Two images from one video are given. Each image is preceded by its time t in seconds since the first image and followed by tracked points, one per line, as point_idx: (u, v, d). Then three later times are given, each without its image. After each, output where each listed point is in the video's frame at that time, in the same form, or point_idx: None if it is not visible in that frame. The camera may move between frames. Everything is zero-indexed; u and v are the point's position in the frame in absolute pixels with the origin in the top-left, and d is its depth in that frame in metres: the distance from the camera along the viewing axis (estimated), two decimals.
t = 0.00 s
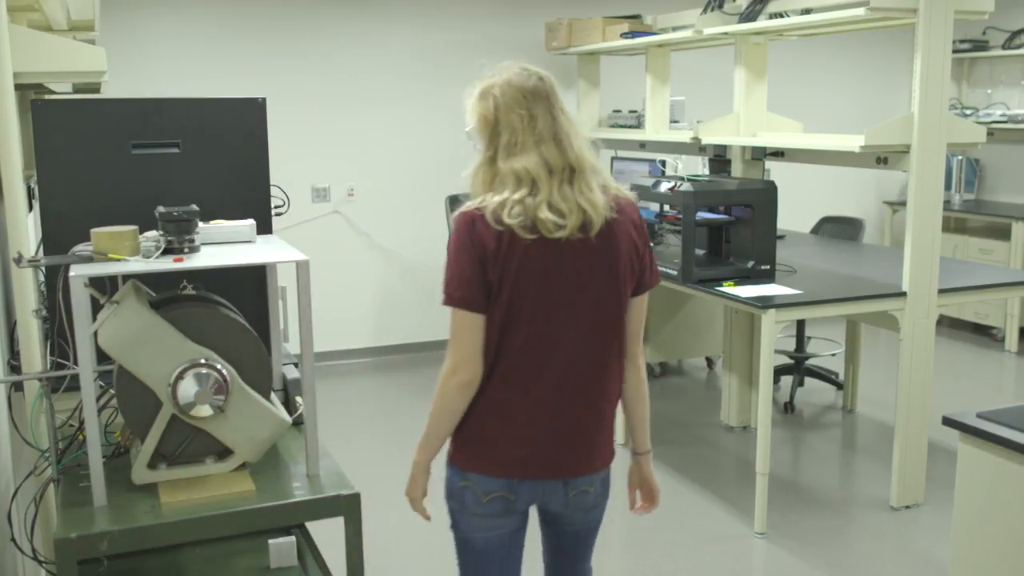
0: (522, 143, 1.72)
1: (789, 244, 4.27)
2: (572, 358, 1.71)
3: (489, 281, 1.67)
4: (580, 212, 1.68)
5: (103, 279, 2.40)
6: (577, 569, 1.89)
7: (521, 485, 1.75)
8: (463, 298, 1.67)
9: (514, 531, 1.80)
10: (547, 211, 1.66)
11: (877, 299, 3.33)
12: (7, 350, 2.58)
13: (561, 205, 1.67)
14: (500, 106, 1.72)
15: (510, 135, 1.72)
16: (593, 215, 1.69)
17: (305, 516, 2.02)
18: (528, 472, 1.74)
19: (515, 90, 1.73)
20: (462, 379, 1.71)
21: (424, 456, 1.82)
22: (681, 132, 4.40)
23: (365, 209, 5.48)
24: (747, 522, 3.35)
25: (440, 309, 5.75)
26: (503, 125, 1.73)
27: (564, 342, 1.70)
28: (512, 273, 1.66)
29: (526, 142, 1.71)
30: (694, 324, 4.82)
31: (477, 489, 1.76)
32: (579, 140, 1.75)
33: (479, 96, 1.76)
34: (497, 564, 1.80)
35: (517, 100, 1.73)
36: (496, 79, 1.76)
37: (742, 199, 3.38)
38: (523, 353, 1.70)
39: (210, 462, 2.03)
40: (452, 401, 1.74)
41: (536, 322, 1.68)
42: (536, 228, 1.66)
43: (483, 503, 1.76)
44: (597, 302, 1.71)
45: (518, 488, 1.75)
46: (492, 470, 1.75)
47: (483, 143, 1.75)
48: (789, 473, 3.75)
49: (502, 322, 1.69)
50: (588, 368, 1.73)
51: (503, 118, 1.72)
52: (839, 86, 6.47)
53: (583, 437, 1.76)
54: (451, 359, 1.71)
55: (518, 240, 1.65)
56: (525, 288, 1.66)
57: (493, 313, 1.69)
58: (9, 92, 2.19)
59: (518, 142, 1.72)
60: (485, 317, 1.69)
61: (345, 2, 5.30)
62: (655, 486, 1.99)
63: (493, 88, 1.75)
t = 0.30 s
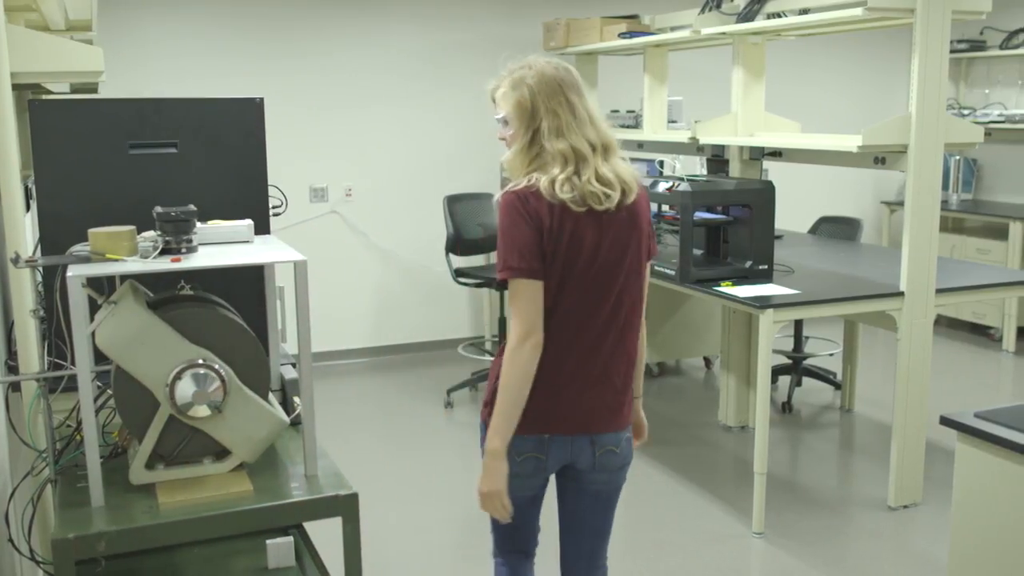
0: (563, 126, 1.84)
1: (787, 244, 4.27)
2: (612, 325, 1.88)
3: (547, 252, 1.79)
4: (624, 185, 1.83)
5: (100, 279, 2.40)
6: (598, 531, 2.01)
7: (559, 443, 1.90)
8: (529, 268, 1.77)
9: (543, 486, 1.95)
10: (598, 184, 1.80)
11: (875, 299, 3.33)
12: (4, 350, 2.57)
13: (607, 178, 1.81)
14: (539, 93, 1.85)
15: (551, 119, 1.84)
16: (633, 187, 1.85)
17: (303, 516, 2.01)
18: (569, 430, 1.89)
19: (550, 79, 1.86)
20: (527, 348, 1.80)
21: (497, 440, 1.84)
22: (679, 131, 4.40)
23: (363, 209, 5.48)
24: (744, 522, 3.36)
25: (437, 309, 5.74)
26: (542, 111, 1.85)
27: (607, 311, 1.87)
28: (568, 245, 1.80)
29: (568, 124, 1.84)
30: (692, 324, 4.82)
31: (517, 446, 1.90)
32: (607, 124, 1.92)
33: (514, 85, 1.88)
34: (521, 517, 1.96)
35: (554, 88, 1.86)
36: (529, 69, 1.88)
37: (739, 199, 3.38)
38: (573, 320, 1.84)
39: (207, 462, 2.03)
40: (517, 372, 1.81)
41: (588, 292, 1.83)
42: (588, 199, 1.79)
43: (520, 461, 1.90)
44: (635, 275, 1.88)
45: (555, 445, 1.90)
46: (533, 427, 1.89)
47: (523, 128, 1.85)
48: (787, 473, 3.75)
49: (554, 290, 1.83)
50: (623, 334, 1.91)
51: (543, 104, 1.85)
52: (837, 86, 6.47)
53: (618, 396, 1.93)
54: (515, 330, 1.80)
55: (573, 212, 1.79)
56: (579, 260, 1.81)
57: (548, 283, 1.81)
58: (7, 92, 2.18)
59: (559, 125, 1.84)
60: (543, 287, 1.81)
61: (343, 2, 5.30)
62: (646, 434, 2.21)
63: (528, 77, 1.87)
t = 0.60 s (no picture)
0: (552, 136, 1.90)
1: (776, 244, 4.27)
2: (596, 318, 1.95)
3: (538, 249, 1.85)
4: (606, 194, 1.91)
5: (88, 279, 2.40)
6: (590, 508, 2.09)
7: (541, 429, 1.97)
8: (526, 264, 1.82)
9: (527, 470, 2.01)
10: (585, 193, 1.87)
11: (863, 299, 3.34)
12: None
13: (592, 187, 1.88)
14: (530, 103, 1.90)
15: (541, 129, 1.90)
16: (614, 196, 1.93)
17: (291, 517, 2.01)
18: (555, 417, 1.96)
19: (540, 91, 1.92)
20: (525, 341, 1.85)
21: (510, 427, 1.88)
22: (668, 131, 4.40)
23: (353, 209, 5.47)
24: (734, 522, 3.36)
25: (427, 310, 5.73)
26: (532, 121, 1.91)
27: (593, 303, 1.94)
28: (557, 244, 1.86)
29: (555, 134, 1.90)
30: (681, 323, 4.82)
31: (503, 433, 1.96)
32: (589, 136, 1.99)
33: (504, 93, 1.92)
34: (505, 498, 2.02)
35: (543, 100, 1.92)
36: (519, 80, 1.93)
37: (729, 199, 3.39)
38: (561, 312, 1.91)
39: (196, 463, 2.02)
40: (515, 365, 1.85)
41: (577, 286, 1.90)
42: (575, 207, 1.86)
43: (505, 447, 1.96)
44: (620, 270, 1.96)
45: (539, 432, 1.96)
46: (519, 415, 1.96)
47: (513, 137, 1.90)
48: (776, 472, 3.76)
49: (545, 284, 1.89)
50: (606, 325, 1.99)
51: (534, 115, 1.90)
52: (826, 86, 6.48)
53: (602, 386, 2.00)
54: (513, 323, 1.85)
55: (562, 217, 1.85)
56: (567, 257, 1.87)
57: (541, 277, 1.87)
58: None
59: (549, 135, 1.90)
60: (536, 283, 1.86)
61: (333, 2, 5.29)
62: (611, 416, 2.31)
63: (519, 88, 1.92)
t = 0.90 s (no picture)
0: (520, 125, 2.24)
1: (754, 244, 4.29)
2: (552, 298, 2.30)
3: (504, 234, 2.19)
4: (566, 176, 2.26)
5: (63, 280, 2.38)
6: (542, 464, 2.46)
7: (518, 396, 2.29)
8: (484, 249, 2.16)
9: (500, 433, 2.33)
10: (549, 176, 2.22)
11: (840, 298, 3.36)
12: None
13: (555, 172, 2.24)
14: (502, 96, 2.24)
15: (511, 119, 2.24)
16: (572, 178, 2.29)
17: (269, 519, 2.00)
18: (525, 384, 2.28)
19: (509, 85, 2.26)
20: (481, 315, 2.19)
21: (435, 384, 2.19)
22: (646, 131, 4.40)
23: (332, 209, 5.46)
24: (713, 520, 3.37)
25: (407, 310, 5.72)
26: (502, 111, 2.25)
27: (548, 281, 2.28)
28: (523, 228, 2.20)
29: (523, 124, 2.24)
30: (660, 323, 4.83)
31: (480, 402, 2.27)
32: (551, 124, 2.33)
33: (480, 86, 2.24)
34: (483, 460, 2.33)
35: (512, 92, 2.25)
36: (491, 74, 2.26)
37: (707, 199, 3.40)
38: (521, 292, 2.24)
39: (173, 466, 2.02)
40: (467, 335, 2.19)
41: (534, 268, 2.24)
42: (540, 189, 2.21)
43: (484, 414, 2.27)
44: (570, 251, 2.30)
45: (514, 398, 2.28)
46: (493, 386, 2.26)
47: (486, 125, 2.24)
48: (754, 470, 3.77)
49: (502, 268, 2.23)
50: (560, 300, 2.33)
51: (504, 106, 2.24)
52: (803, 86, 6.52)
53: (560, 354, 2.33)
54: (468, 300, 2.18)
55: (528, 198, 2.20)
56: (530, 240, 2.21)
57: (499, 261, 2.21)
58: None
59: (517, 124, 2.24)
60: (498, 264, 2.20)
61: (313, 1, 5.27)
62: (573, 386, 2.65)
63: (491, 82, 2.25)
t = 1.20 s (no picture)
0: (486, 127, 2.35)
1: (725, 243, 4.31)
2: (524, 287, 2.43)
3: (480, 230, 2.30)
4: (530, 176, 2.40)
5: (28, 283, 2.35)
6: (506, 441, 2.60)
7: (505, 378, 2.41)
8: (460, 244, 2.27)
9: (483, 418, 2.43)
10: (516, 175, 2.35)
11: (809, 296, 3.38)
12: None
13: (522, 171, 2.37)
14: (471, 100, 2.34)
15: (478, 121, 2.35)
16: (536, 176, 2.42)
17: (240, 523, 1.99)
18: (510, 367, 2.40)
19: (476, 87, 2.36)
20: (458, 305, 2.30)
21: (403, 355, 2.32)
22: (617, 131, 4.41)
23: (304, 210, 5.44)
24: (685, 518, 3.39)
25: (379, 311, 5.71)
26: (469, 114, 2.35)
27: (519, 270, 2.41)
28: (497, 224, 2.32)
29: (490, 127, 2.35)
30: (632, 323, 4.85)
31: (471, 387, 2.36)
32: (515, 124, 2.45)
33: (449, 91, 2.34)
34: (469, 446, 2.41)
35: (478, 94, 2.35)
36: (458, 78, 2.36)
37: (678, 199, 3.41)
38: (498, 281, 2.36)
39: (143, 470, 2.00)
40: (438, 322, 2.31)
41: (508, 258, 2.36)
42: (510, 187, 2.34)
43: (477, 397, 2.37)
44: (535, 242, 2.44)
45: (502, 380, 2.40)
46: (481, 371, 2.37)
47: (454, 127, 2.34)
48: (726, 468, 3.79)
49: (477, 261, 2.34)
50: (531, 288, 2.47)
51: (471, 108, 2.34)
52: (772, 87, 6.56)
53: (534, 338, 2.48)
54: (445, 292, 2.29)
55: (499, 196, 2.32)
56: (504, 235, 2.34)
57: (475, 254, 2.32)
58: None
59: (484, 126, 2.35)
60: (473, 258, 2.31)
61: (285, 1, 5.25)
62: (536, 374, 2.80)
63: (459, 85, 2.35)
